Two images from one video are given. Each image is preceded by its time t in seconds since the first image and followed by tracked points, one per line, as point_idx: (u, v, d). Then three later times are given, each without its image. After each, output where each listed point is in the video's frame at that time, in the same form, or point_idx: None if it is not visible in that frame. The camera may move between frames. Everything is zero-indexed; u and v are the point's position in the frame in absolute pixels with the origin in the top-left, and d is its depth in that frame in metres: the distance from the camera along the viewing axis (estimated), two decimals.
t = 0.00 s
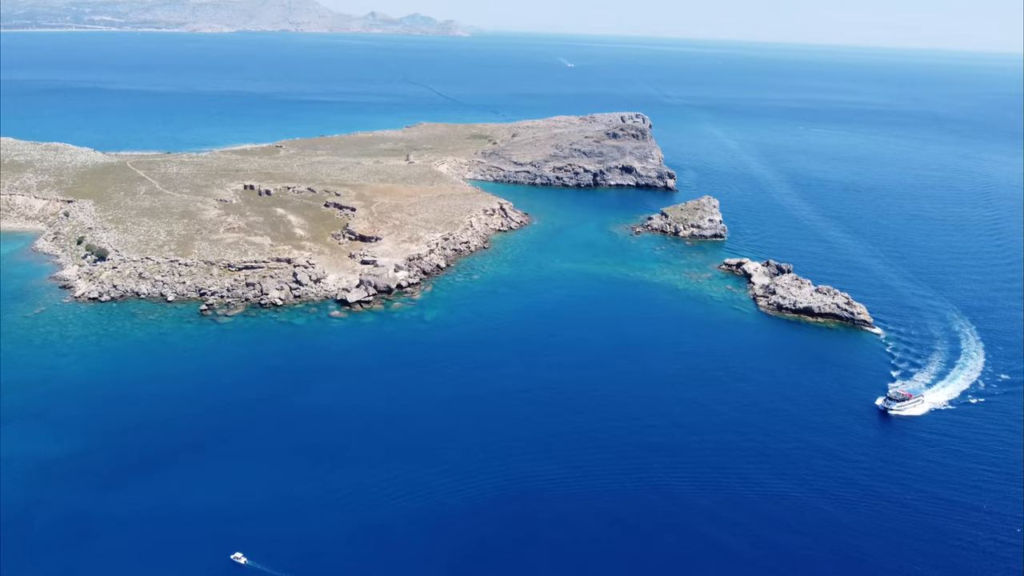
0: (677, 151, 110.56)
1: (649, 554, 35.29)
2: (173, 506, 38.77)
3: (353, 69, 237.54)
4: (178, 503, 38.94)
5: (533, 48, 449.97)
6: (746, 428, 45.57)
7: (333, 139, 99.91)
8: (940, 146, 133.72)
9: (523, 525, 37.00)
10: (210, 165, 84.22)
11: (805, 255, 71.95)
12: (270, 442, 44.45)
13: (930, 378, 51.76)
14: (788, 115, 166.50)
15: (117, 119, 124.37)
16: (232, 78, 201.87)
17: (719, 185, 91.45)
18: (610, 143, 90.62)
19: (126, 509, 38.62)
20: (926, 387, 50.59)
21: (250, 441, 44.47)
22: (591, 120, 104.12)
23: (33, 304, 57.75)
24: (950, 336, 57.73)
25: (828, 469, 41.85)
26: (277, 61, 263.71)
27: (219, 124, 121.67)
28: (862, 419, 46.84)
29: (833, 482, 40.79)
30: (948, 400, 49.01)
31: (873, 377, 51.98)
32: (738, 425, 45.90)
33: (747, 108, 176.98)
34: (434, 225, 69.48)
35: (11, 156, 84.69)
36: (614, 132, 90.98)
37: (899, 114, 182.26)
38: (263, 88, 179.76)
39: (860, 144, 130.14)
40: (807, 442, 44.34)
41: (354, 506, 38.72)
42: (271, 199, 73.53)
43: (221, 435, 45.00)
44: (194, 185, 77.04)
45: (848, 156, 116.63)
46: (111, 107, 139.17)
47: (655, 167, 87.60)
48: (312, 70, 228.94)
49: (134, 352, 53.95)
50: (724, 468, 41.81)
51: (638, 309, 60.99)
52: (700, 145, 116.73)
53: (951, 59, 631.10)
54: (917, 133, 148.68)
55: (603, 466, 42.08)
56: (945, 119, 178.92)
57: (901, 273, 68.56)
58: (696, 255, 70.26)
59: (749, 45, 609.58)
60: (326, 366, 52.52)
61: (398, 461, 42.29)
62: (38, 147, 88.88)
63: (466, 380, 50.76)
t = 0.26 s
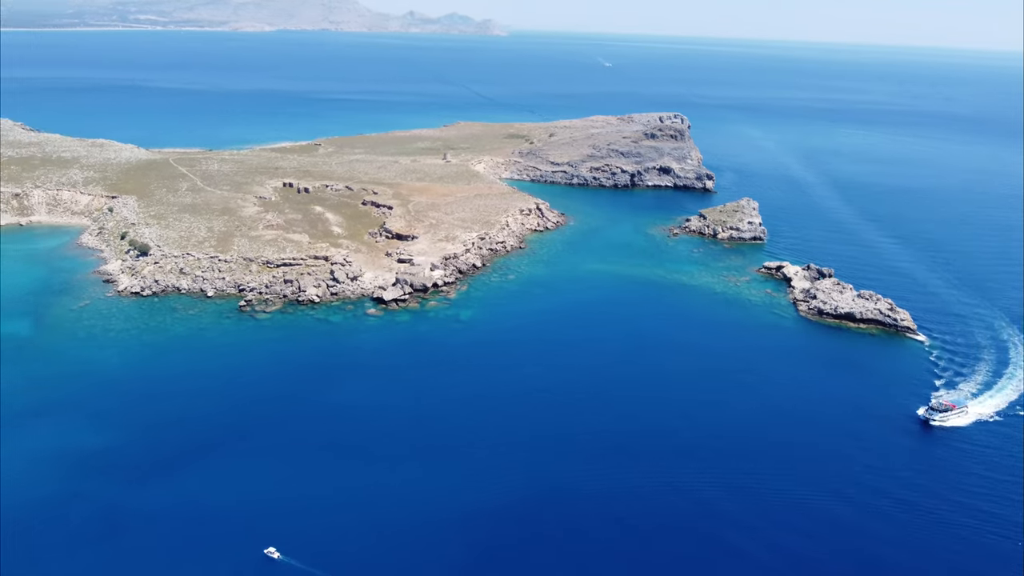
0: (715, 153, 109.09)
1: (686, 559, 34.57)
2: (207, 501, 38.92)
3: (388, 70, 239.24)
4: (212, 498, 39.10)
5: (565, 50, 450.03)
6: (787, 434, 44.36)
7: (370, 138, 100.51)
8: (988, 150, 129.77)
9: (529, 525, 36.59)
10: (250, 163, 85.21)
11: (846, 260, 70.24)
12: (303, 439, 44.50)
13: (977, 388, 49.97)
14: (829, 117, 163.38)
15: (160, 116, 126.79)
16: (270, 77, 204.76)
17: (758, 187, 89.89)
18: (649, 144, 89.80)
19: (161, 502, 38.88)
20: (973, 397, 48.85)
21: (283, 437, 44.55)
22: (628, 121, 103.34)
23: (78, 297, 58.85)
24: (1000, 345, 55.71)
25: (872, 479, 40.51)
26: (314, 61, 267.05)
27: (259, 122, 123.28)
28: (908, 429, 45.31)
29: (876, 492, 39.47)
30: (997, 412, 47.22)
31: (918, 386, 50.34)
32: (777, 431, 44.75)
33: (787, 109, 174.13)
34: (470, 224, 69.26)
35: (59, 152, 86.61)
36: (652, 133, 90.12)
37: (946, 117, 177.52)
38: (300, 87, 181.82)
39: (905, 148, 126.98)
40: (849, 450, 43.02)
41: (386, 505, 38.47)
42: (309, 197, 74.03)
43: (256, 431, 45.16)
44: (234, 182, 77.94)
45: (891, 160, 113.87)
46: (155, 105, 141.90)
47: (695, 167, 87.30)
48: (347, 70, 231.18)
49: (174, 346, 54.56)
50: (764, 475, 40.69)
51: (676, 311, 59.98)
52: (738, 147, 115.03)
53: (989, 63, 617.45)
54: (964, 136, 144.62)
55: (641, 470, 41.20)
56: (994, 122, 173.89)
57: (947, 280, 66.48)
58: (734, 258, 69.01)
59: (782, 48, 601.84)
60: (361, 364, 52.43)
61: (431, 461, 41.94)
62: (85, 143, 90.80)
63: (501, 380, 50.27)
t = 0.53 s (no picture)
0: (764, 155, 107.09)
1: (731, 561, 33.82)
2: (251, 495, 39.39)
3: (432, 70, 240.47)
4: (253, 492, 39.62)
5: (605, 50, 449.08)
6: (841, 443, 43.02)
7: (417, 137, 101.09)
8: None
9: (564, 526, 36.15)
10: (299, 160, 86.24)
11: (900, 266, 68.15)
12: (344, 434, 44.68)
13: None
14: (883, 119, 159.20)
15: (213, 114, 129.40)
16: (317, 76, 207.55)
17: (808, 190, 87.89)
18: (697, 145, 88.64)
19: (204, 495, 39.56)
20: None
21: (325, 433, 44.87)
22: (677, 121, 102.23)
23: (132, 291, 60.26)
24: None
25: (930, 493, 39.01)
26: (361, 60, 270.61)
27: (308, 120, 124.92)
28: (968, 441, 43.57)
29: (934, 506, 37.97)
30: None
31: (978, 398, 48.42)
32: (830, 438, 43.44)
33: (839, 111, 170.25)
34: (516, 224, 68.95)
35: (117, 147, 88.82)
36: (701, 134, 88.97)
37: (1007, 119, 171.48)
38: (347, 86, 183.85)
39: (963, 151, 122.82)
40: (905, 461, 41.53)
41: (427, 500, 38.41)
42: (356, 194, 74.55)
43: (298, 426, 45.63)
44: (284, 179, 78.93)
45: (949, 164, 110.23)
46: (208, 102, 144.95)
47: (745, 169, 85.57)
48: (392, 69, 233.08)
49: (223, 340, 55.33)
50: (816, 483, 39.53)
51: (724, 314, 58.80)
52: (787, 149, 112.75)
53: None
54: None
55: (689, 475, 40.27)
56: None
57: (1009, 289, 63.94)
58: (783, 262, 67.50)
59: (829, 50, 588.85)
60: (407, 362, 52.34)
61: (472, 459, 41.72)
62: (141, 139, 92.95)
63: (547, 381, 49.69)
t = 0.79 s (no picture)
0: (812, 157, 105.04)
1: (773, 569, 33.11)
2: (292, 490, 39.77)
3: (473, 69, 240.77)
4: (292, 487, 40.04)
5: (644, 51, 446.52)
6: (891, 451, 41.78)
7: (461, 136, 101.49)
8: None
9: (600, 528, 35.80)
10: (345, 158, 87.08)
11: (953, 273, 66.07)
12: (383, 431, 44.79)
13: None
14: (937, 121, 154.73)
15: (262, 112, 131.57)
16: (360, 74, 209.54)
17: (857, 194, 85.90)
18: (744, 146, 87.57)
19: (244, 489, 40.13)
20: None
21: (364, 429, 45.07)
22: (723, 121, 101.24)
23: (180, 285, 61.49)
24: None
25: (982, 506, 37.69)
26: (403, 59, 272.99)
27: (354, 118, 126.11)
28: None
29: (988, 520, 36.65)
30: None
31: None
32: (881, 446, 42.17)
33: (890, 112, 166.04)
34: (558, 224, 68.60)
35: (169, 144, 90.74)
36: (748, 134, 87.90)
37: None
38: (390, 84, 185.11)
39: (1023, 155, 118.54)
40: (957, 472, 40.19)
41: (464, 499, 38.27)
42: (400, 192, 74.99)
43: (338, 422, 45.92)
44: (329, 177, 79.74)
45: (1006, 168, 106.54)
46: (256, 100, 147.40)
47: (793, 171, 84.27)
48: (434, 69, 234.18)
49: (267, 335, 56.05)
50: (865, 493, 38.47)
51: (770, 318, 57.62)
52: (836, 151, 110.37)
53: None
54: None
55: (735, 480, 39.50)
56: None
57: None
58: (830, 266, 66.00)
59: (871, 50, 577.28)
60: (449, 360, 52.23)
61: (511, 459, 41.45)
62: (191, 136, 94.78)
63: (590, 381, 49.11)
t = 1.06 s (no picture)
0: (854, 160, 103.16)
1: None
2: (326, 486, 39.98)
3: (508, 68, 241.02)
4: (325, 483, 40.11)
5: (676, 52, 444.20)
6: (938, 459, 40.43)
7: (498, 135, 101.80)
8: None
9: (635, 531, 35.21)
10: (383, 157, 87.70)
11: (1002, 280, 64.08)
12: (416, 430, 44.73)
13: None
14: (985, 124, 150.88)
15: (302, 110, 133.28)
16: (396, 74, 211.18)
17: (901, 198, 84.06)
18: (786, 148, 86.46)
19: (279, 483, 40.33)
20: None
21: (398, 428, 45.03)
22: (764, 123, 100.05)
23: (221, 280, 62.41)
24: None
25: None
26: (437, 58, 274.62)
27: (393, 118, 127.09)
28: None
29: None
30: None
31: None
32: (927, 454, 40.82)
33: (937, 115, 162.27)
34: (595, 224, 68.19)
35: (212, 141, 92.20)
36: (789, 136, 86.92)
37: None
38: (427, 84, 186.15)
39: None
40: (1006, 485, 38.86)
41: (498, 499, 37.96)
42: (437, 191, 75.26)
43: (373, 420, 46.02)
44: (368, 175, 80.32)
45: None
46: (296, 99, 149.44)
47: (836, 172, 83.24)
48: (469, 69, 235.12)
49: (304, 330, 56.53)
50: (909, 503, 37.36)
51: (810, 322, 56.43)
52: (879, 154, 108.16)
53: None
54: None
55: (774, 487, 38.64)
56: None
57: None
58: (872, 271, 64.58)
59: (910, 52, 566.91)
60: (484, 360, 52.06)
61: (546, 461, 41.02)
62: (233, 134, 96.18)
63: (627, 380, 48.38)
